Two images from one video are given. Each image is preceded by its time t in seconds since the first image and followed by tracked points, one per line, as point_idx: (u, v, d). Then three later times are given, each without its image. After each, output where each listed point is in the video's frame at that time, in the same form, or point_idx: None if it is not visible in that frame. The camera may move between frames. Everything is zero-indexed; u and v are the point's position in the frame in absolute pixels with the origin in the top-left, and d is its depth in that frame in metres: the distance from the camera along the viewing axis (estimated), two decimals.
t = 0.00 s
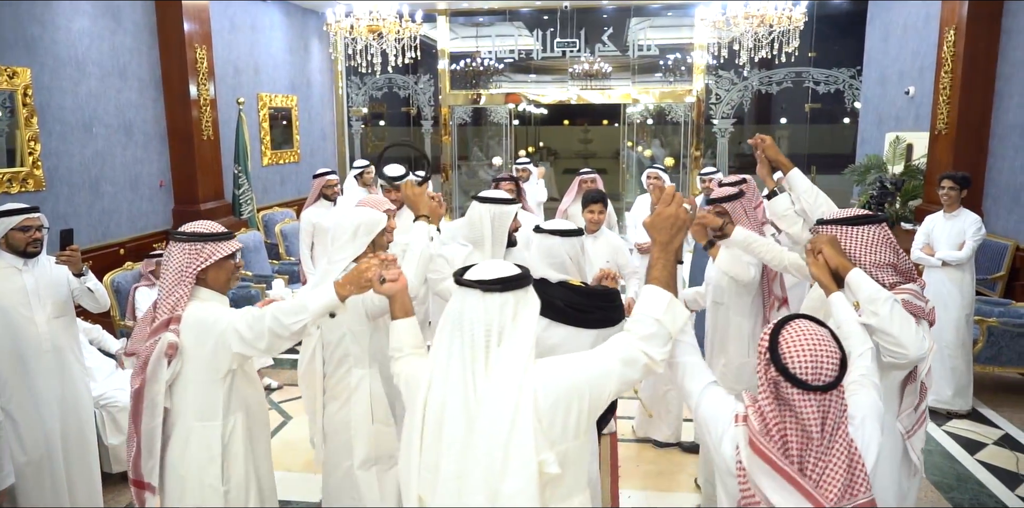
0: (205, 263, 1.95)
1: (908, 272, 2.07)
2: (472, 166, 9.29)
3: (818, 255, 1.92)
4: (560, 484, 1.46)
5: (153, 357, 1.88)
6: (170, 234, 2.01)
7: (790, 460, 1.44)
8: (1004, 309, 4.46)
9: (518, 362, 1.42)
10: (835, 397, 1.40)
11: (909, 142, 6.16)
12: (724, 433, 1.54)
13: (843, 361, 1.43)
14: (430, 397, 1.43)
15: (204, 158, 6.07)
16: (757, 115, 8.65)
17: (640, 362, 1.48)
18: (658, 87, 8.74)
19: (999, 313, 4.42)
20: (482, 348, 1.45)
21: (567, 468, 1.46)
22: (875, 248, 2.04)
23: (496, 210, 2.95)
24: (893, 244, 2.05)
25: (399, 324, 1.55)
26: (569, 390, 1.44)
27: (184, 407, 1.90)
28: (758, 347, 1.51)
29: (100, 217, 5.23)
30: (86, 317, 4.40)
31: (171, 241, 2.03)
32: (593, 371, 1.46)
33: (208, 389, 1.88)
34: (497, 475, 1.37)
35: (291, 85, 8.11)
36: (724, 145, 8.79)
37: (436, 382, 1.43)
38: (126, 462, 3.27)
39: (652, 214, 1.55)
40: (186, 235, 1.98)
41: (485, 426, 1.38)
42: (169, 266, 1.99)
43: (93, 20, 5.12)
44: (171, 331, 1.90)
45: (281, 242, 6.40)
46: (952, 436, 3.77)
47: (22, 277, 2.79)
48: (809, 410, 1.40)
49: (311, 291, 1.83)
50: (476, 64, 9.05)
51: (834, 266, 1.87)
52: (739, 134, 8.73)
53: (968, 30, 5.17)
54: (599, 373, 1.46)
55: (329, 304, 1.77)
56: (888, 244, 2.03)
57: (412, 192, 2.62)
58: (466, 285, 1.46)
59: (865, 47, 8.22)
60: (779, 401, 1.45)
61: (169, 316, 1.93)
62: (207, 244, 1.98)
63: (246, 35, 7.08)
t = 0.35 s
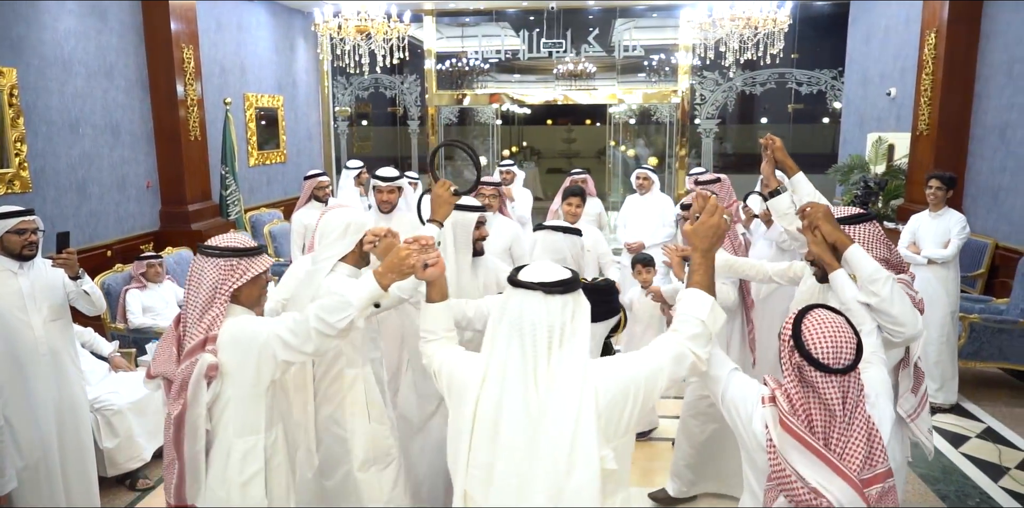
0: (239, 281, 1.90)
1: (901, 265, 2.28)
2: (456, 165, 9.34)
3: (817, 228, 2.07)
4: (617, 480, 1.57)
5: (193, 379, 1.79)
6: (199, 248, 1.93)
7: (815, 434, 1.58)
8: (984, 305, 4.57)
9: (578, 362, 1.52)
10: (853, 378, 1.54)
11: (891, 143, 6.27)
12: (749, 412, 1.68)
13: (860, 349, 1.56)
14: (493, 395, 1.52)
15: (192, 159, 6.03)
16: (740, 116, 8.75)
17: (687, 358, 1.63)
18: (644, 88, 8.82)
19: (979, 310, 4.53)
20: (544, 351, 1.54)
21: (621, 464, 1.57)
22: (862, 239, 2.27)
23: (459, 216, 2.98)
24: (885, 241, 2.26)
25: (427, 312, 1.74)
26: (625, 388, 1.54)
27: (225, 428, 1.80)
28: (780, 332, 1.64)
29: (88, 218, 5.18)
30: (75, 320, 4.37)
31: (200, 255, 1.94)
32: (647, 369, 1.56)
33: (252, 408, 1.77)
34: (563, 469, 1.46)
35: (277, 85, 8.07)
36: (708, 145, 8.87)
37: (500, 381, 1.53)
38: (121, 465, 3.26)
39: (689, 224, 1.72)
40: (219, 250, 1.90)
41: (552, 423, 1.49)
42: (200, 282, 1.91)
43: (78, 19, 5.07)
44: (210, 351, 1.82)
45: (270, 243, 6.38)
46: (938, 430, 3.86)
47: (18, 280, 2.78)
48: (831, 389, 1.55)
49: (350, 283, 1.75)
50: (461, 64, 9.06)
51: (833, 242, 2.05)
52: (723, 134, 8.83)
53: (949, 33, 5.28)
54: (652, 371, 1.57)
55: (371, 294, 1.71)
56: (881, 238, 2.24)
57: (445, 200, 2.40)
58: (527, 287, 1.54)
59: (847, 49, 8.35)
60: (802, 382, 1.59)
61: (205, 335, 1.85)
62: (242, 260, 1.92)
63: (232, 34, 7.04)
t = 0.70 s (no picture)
0: (269, 293, 1.91)
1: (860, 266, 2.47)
2: (434, 166, 9.34)
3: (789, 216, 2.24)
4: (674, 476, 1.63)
5: (231, 397, 1.74)
6: (225, 256, 1.90)
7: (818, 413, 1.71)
8: (954, 302, 4.72)
9: (636, 366, 1.59)
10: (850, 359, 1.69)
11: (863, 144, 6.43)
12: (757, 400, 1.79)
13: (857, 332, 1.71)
14: (554, 402, 1.56)
15: (170, 161, 5.98)
16: (715, 117, 8.88)
17: (726, 350, 1.74)
18: (622, 89, 8.91)
19: (950, 306, 4.68)
20: (605, 357, 1.58)
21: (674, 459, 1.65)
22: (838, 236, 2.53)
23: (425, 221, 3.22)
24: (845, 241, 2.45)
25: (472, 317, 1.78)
26: (677, 388, 1.61)
27: (266, 445, 1.79)
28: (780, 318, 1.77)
29: (65, 222, 5.12)
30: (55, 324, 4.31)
31: (225, 264, 1.91)
32: (693, 367, 1.65)
33: (289, 421, 1.79)
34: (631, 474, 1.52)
35: (254, 85, 8.01)
36: (685, 146, 8.99)
37: (561, 388, 1.57)
38: (108, 471, 3.24)
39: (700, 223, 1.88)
40: (248, 260, 1.89)
41: (620, 430, 1.54)
42: (227, 291, 1.88)
43: (55, 19, 5.00)
44: (245, 367, 1.77)
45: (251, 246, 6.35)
46: (912, 423, 3.99)
47: (4, 285, 2.75)
48: (832, 370, 1.69)
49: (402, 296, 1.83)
50: (439, 65, 9.07)
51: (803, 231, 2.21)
52: (699, 135, 8.95)
53: (919, 37, 5.43)
54: (700, 368, 1.66)
55: (424, 303, 1.81)
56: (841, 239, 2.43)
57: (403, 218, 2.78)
58: (584, 294, 1.59)
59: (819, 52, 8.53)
60: (805, 366, 1.73)
61: (238, 349, 1.81)
62: (271, 271, 1.92)
63: (210, 35, 6.98)
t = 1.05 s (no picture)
0: (272, 295, 1.93)
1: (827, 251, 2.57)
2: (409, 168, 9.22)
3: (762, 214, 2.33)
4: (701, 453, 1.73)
5: (244, 403, 1.80)
6: (222, 259, 1.88)
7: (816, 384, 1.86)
8: (920, 297, 4.89)
9: (670, 355, 1.65)
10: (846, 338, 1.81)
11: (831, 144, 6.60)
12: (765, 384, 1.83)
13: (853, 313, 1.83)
14: (592, 392, 1.62)
15: (144, 163, 5.90)
16: (687, 118, 9.02)
17: (748, 335, 1.84)
18: (596, 91, 9.01)
19: (916, 301, 4.84)
20: (640, 345, 1.63)
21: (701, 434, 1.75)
22: (816, 227, 2.65)
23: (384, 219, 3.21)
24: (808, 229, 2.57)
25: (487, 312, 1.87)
26: (706, 368, 1.70)
27: (279, 447, 1.88)
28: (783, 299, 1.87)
29: (37, 225, 5.03)
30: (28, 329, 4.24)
31: (222, 267, 1.89)
32: (719, 351, 1.74)
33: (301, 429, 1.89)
34: (669, 458, 1.59)
35: (227, 86, 7.94)
36: (658, 146, 9.11)
37: (599, 379, 1.62)
38: (91, 476, 3.21)
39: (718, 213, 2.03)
40: (249, 262, 1.88)
41: (656, 417, 1.60)
42: (228, 295, 1.87)
43: (25, 19, 4.91)
44: (256, 371, 1.82)
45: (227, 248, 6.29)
46: (882, 414, 4.12)
47: None
48: (832, 348, 1.81)
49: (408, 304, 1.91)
50: (413, 66, 9.07)
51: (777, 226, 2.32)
52: (672, 135, 9.08)
53: (884, 41, 5.60)
54: (725, 351, 1.75)
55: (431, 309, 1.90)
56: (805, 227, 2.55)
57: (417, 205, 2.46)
58: (619, 288, 1.63)
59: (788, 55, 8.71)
60: (805, 341, 1.85)
61: (248, 353, 1.83)
62: (271, 272, 1.93)
63: (182, 35, 6.90)
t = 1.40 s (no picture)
0: (242, 288, 1.89)
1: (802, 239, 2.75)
2: (373, 168, 9.30)
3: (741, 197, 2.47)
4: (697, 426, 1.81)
5: (220, 396, 1.78)
6: (190, 254, 1.84)
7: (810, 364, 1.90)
8: (879, 291, 5.06)
9: (664, 334, 1.70)
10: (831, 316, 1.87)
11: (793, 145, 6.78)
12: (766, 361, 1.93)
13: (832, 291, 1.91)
14: (593, 372, 1.66)
15: (105, 163, 5.77)
16: (652, 119, 9.15)
17: (740, 323, 1.95)
18: (561, 92, 9.09)
19: (875, 295, 5.00)
20: (637, 326, 1.68)
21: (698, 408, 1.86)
22: (786, 216, 2.72)
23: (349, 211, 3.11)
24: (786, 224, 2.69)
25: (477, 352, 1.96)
26: (698, 347, 1.83)
27: (252, 444, 1.86)
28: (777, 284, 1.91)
29: None
30: None
31: (190, 262, 1.85)
32: (714, 332, 1.87)
33: (274, 431, 1.87)
34: (670, 432, 1.63)
35: (189, 85, 7.79)
36: (623, 147, 9.23)
37: (599, 360, 1.66)
38: (57, 482, 3.13)
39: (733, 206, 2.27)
40: (217, 256, 1.85)
41: (655, 394, 1.64)
42: (198, 290, 1.84)
43: None
44: (233, 365, 1.80)
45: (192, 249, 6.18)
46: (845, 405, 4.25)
47: None
48: (825, 325, 1.87)
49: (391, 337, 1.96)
50: (378, 66, 9.02)
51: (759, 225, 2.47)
52: (637, 136, 9.20)
53: (842, 43, 5.77)
54: (718, 333, 1.88)
55: (412, 344, 1.94)
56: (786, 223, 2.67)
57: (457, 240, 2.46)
58: (615, 276, 1.69)
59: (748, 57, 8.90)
60: (801, 324, 1.89)
61: (224, 347, 1.80)
62: (241, 265, 1.89)
63: (142, 32, 6.75)
